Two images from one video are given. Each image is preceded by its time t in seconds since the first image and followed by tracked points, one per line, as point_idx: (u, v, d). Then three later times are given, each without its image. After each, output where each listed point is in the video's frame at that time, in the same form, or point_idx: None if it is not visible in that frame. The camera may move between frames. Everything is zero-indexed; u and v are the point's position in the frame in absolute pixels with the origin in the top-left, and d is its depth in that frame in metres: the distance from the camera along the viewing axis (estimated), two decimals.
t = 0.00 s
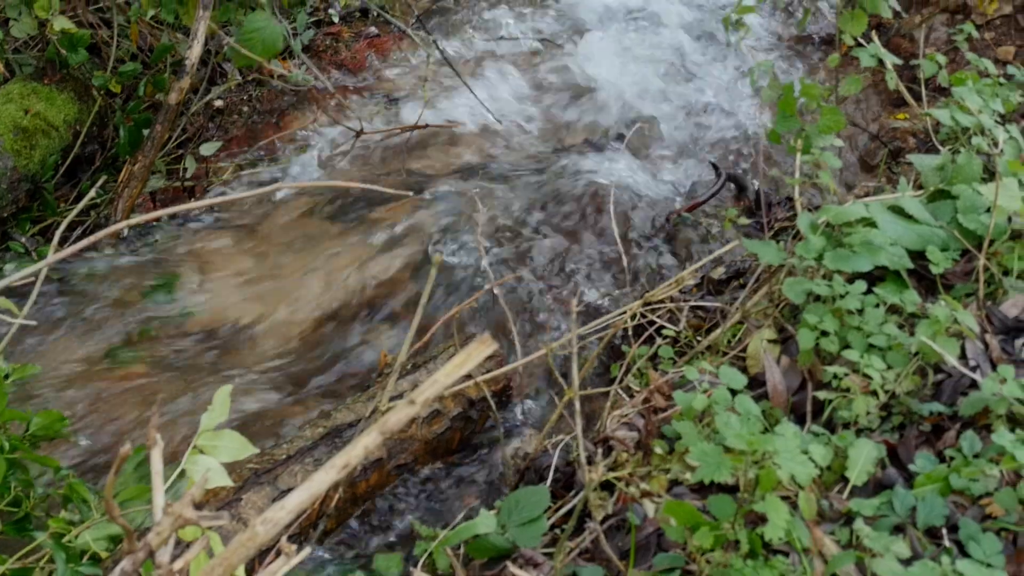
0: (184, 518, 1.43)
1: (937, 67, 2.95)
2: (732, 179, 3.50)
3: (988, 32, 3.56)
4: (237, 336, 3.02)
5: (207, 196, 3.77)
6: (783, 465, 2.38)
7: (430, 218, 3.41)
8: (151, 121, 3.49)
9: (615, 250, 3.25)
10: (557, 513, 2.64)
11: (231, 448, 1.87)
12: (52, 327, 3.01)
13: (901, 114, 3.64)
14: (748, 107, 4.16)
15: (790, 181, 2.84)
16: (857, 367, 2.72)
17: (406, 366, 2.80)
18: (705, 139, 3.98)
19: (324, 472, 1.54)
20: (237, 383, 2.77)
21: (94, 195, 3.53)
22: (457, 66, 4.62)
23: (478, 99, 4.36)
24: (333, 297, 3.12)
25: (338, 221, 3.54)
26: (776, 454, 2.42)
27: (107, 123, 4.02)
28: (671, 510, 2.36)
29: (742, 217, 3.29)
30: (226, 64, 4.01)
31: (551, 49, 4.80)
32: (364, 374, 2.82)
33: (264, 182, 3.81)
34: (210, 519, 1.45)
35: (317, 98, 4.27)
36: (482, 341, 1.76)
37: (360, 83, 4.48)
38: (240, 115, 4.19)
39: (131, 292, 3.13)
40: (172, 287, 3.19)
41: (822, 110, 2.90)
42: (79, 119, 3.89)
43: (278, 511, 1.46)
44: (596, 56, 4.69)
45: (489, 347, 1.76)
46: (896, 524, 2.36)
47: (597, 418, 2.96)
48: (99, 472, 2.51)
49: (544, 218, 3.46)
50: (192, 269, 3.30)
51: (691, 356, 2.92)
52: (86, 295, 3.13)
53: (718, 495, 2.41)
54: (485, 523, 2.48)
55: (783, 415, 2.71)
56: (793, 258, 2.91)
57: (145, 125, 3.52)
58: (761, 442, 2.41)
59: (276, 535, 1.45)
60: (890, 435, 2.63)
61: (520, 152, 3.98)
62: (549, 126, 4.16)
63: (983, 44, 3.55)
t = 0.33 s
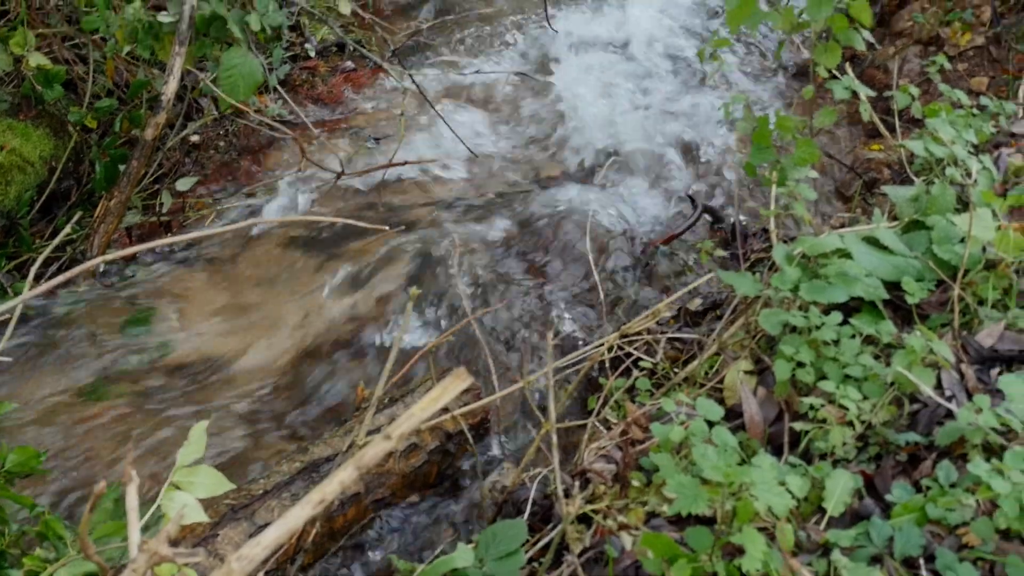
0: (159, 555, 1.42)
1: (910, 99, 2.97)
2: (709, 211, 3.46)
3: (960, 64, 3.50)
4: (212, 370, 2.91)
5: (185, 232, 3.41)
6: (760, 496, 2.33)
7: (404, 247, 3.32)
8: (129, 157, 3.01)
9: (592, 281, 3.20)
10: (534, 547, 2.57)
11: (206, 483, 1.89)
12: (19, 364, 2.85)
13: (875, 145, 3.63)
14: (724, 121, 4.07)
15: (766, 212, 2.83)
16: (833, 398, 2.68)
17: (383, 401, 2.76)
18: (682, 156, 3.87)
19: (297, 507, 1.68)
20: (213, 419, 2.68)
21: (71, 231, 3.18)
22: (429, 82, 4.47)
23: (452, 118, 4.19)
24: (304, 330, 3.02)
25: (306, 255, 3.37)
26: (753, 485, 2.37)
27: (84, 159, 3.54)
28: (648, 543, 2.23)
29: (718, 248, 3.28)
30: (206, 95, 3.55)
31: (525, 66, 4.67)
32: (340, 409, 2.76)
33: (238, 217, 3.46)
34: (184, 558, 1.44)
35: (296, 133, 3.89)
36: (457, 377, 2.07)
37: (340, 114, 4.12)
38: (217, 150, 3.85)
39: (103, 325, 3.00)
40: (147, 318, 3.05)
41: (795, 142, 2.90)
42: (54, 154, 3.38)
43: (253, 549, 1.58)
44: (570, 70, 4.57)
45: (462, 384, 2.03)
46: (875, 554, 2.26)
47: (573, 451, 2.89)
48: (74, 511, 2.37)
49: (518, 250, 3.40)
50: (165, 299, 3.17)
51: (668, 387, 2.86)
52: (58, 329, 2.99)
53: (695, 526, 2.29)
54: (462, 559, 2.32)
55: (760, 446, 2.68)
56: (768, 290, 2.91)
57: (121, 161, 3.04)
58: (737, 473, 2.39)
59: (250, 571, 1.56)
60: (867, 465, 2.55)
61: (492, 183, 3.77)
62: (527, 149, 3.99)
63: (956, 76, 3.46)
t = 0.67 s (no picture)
0: None
1: (891, 117, 2.99)
2: (691, 228, 3.45)
3: (941, 82, 3.49)
4: (194, 391, 2.88)
5: (168, 252, 3.39)
6: (742, 514, 2.28)
7: (386, 265, 3.30)
8: (110, 177, 2.99)
9: (574, 299, 3.19)
10: (517, 567, 2.52)
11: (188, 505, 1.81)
12: None
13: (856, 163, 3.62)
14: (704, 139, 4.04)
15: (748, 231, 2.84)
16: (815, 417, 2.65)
17: (366, 421, 2.73)
18: (659, 171, 3.87)
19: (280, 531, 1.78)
20: (195, 440, 2.66)
21: (51, 251, 3.12)
22: (410, 95, 4.45)
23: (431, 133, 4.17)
24: (287, 350, 3.01)
25: (289, 275, 3.36)
26: (735, 503, 2.33)
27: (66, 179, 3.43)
28: (631, 563, 2.16)
29: (700, 267, 3.27)
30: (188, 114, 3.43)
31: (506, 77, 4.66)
32: (323, 429, 2.73)
33: (219, 237, 3.44)
34: None
35: (277, 152, 3.88)
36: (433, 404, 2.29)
37: (322, 136, 4.08)
38: (198, 170, 3.80)
39: (85, 349, 2.97)
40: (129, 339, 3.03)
41: (777, 160, 2.90)
42: (35, 176, 3.28)
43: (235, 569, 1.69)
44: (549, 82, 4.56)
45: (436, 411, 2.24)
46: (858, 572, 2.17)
47: (555, 470, 2.86)
48: (54, 535, 2.33)
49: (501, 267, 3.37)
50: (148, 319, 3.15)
51: (651, 407, 2.84)
52: (40, 352, 2.95)
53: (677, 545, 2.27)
54: None
55: (743, 464, 2.63)
56: (751, 307, 2.91)
57: (103, 182, 3.04)
58: (718, 491, 2.34)
59: None
60: (850, 484, 2.52)
61: (475, 202, 3.75)
62: (507, 166, 3.99)
63: (936, 94, 3.47)
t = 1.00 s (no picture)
0: None
1: (873, 140, 3.00)
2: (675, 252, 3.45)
3: (923, 104, 3.51)
4: (179, 419, 2.87)
5: (152, 279, 3.36)
6: (728, 539, 2.27)
7: (372, 290, 3.30)
8: (94, 205, 2.98)
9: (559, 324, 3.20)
10: None
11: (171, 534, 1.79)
12: None
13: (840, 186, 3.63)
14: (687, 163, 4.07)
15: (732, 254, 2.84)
16: (800, 440, 2.62)
17: (351, 447, 2.70)
18: (642, 196, 3.89)
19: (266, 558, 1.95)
20: (180, 467, 2.64)
21: (35, 278, 3.06)
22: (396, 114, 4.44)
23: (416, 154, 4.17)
24: (273, 375, 3.01)
25: (275, 300, 3.34)
26: (721, 528, 2.31)
27: (49, 206, 3.33)
28: None
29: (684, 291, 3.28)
30: (174, 143, 3.44)
31: (492, 93, 4.65)
32: (309, 455, 2.72)
33: (204, 263, 3.42)
34: None
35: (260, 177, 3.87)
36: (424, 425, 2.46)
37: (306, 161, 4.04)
38: (183, 197, 3.75)
39: (70, 377, 2.95)
40: (115, 366, 3.02)
41: (761, 184, 2.90)
42: (17, 203, 3.15)
43: None
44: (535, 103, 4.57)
45: (424, 431, 2.42)
46: None
47: (541, 496, 2.82)
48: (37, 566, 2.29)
49: (485, 291, 3.36)
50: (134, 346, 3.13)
51: (636, 431, 2.82)
52: (27, 380, 2.94)
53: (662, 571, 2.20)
54: None
55: (728, 488, 2.60)
56: (735, 331, 2.90)
57: (87, 209, 3.00)
58: (704, 516, 2.32)
59: None
60: (835, 507, 2.48)
61: (460, 226, 3.76)
62: (493, 188, 4.00)
63: (920, 116, 3.48)
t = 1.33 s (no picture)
0: None
1: (855, 160, 3.01)
2: (659, 272, 3.47)
3: (905, 125, 3.54)
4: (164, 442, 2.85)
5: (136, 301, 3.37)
6: (712, 560, 2.21)
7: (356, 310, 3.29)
8: (77, 228, 2.98)
9: (544, 345, 3.20)
10: None
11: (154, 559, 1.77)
12: None
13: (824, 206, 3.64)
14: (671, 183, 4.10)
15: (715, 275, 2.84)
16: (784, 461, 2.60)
17: (335, 470, 2.69)
18: (627, 217, 3.91)
19: None
20: (164, 490, 2.62)
21: (18, 301, 3.06)
22: (383, 135, 4.46)
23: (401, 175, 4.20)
24: (258, 398, 3.00)
25: (259, 322, 3.34)
26: (705, 549, 2.27)
27: (31, 229, 3.31)
28: None
29: (668, 311, 3.28)
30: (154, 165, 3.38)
31: (477, 114, 4.69)
32: (294, 477, 2.71)
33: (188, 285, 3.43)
34: None
35: (245, 199, 3.88)
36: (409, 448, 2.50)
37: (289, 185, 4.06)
38: (166, 220, 3.77)
39: (54, 401, 2.94)
40: (99, 391, 3.00)
41: (744, 204, 2.90)
42: None
43: None
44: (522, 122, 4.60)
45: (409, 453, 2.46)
46: None
47: (526, 517, 2.79)
48: None
49: (470, 311, 3.37)
50: (119, 369, 3.12)
51: (621, 452, 2.81)
52: (11, 405, 2.92)
53: None
54: None
55: (712, 509, 2.58)
56: (719, 352, 2.90)
57: (70, 232, 3.01)
58: (688, 538, 2.30)
59: None
60: (819, 527, 2.46)
61: (446, 246, 3.76)
62: (478, 210, 4.01)
63: (902, 136, 3.52)
